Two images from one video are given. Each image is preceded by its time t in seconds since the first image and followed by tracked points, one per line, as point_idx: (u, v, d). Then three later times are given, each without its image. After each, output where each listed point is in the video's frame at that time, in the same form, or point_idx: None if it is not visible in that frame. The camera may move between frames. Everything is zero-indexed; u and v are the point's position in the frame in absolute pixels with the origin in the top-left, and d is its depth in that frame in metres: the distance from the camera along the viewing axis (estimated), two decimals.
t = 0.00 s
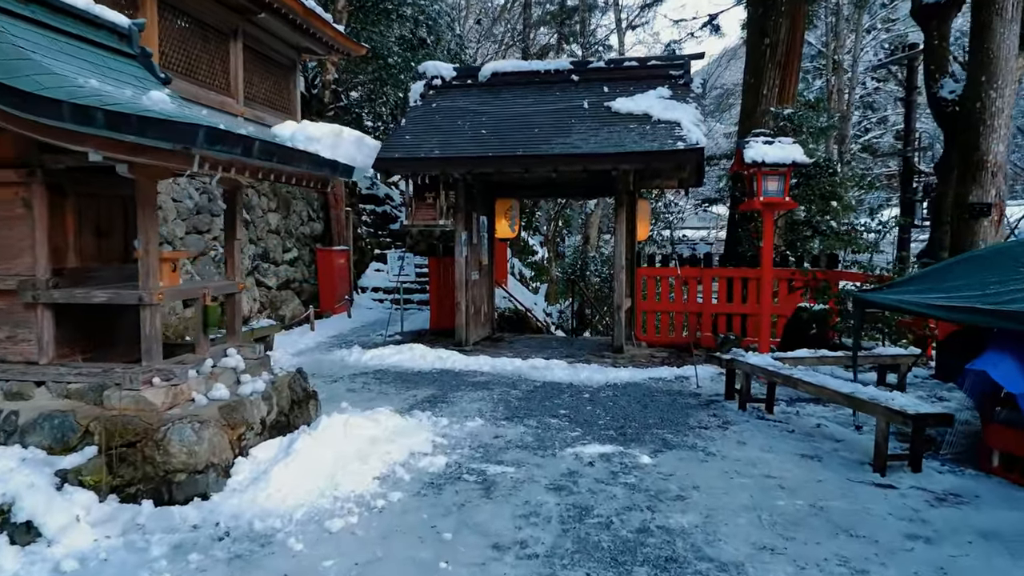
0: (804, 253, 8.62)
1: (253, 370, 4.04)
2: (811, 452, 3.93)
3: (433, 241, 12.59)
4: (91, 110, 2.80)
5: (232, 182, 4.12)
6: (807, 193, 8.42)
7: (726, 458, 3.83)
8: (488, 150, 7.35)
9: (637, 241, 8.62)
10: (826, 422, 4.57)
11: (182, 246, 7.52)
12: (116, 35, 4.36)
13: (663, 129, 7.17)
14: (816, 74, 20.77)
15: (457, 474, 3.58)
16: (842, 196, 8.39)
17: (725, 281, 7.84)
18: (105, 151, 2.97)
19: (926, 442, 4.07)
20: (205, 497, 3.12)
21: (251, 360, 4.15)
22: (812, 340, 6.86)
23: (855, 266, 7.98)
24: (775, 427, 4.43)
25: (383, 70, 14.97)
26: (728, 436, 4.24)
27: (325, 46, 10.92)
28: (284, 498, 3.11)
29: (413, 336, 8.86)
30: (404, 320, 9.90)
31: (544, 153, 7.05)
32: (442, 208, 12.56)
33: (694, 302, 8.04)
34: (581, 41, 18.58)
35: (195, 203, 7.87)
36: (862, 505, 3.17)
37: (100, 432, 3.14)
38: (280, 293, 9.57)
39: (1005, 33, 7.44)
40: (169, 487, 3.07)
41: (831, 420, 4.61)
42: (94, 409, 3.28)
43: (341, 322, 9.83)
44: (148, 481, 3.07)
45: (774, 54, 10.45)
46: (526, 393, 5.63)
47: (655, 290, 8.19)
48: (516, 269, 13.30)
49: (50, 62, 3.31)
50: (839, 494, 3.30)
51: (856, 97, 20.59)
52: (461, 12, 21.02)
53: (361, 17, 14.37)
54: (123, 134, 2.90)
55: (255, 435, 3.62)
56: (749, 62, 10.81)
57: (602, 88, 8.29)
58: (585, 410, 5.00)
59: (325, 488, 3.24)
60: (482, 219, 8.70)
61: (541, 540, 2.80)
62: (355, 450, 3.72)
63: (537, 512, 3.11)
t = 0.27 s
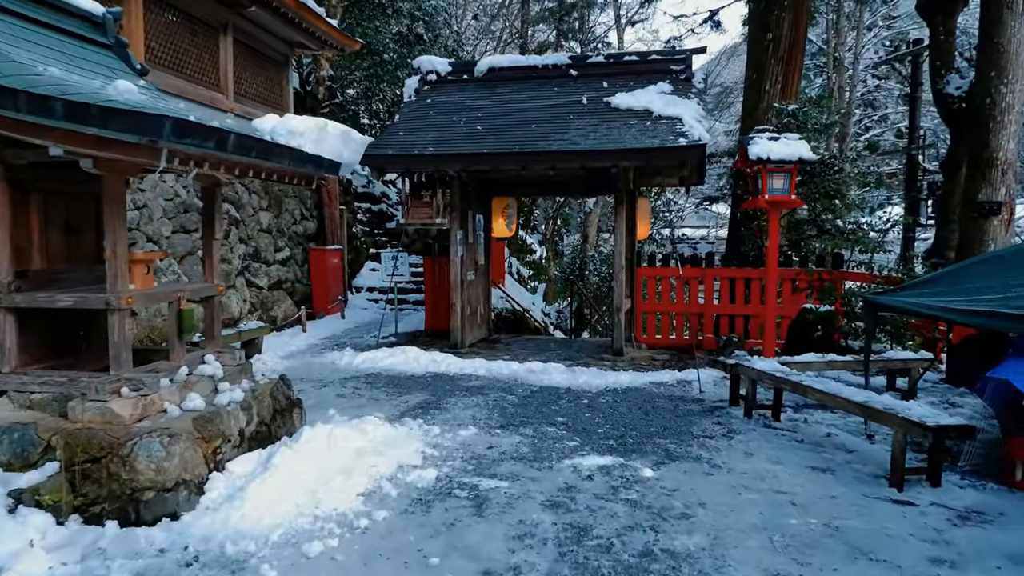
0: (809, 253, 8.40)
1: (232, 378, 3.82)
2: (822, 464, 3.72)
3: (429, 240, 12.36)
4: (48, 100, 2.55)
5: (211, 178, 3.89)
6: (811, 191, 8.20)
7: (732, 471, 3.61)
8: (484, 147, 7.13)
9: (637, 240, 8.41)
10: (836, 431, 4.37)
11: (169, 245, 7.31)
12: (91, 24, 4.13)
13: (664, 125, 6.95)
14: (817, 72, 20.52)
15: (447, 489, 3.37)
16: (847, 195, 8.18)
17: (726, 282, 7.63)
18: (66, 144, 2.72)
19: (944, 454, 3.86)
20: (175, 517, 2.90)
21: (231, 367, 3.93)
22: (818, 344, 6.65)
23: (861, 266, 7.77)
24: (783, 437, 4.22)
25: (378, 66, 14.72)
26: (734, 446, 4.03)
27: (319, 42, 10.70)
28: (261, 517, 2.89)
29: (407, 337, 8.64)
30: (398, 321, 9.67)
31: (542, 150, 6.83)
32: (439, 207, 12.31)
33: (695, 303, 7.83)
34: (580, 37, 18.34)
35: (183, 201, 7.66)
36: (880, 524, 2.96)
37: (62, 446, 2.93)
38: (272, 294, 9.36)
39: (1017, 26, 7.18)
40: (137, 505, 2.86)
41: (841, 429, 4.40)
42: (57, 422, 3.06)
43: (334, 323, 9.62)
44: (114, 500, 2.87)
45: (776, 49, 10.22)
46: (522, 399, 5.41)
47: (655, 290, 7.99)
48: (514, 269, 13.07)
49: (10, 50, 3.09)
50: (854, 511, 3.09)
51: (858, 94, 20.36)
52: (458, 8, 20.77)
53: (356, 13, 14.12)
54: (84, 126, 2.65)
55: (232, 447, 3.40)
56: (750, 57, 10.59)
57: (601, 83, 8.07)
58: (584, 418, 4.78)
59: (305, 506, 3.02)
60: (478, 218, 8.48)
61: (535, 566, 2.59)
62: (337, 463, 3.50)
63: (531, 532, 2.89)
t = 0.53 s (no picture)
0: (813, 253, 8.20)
1: (211, 388, 3.59)
2: (837, 479, 3.51)
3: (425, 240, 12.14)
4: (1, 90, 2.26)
5: (189, 176, 3.66)
6: (816, 190, 7.99)
7: (743, 487, 3.40)
8: (480, 144, 6.91)
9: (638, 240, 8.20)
10: (849, 441, 4.16)
11: (155, 246, 7.08)
12: (62, 13, 3.88)
13: (666, 121, 6.73)
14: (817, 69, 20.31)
15: (439, 508, 3.14)
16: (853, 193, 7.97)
17: (730, 282, 7.41)
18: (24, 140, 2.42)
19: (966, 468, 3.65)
20: (143, 543, 2.67)
21: (210, 376, 3.70)
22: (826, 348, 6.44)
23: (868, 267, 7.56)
24: (794, 448, 4.02)
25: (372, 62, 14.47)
26: (743, 459, 3.82)
27: (312, 37, 10.46)
28: (237, 543, 2.67)
29: (401, 340, 8.42)
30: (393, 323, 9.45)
31: (540, 147, 6.61)
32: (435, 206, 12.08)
33: (697, 304, 7.62)
34: (579, 34, 18.11)
35: (170, 200, 7.43)
36: (905, 547, 2.75)
37: (20, 465, 2.70)
38: (264, 295, 9.13)
39: None
40: (101, 529, 2.63)
41: (854, 440, 4.20)
42: (16, 438, 2.83)
43: (327, 325, 9.39)
44: (75, 525, 2.63)
45: (779, 44, 9.99)
46: (520, 406, 5.19)
47: (657, 291, 7.78)
48: (511, 269, 12.85)
49: None
50: (877, 533, 2.88)
51: (859, 92, 20.15)
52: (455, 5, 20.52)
53: (350, 8, 13.88)
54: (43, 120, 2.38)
55: (209, 463, 3.18)
56: (752, 53, 10.38)
57: (601, 79, 7.85)
58: (585, 427, 4.56)
59: (285, 530, 2.80)
60: (474, 217, 8.25)
61: None
62: (321, 480, 3.27)
63: (530, 558, 2.67)
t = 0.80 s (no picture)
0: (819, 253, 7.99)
1: (187, 398, 3.38)
2: (852, 495, 3.30)
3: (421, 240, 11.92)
4: None
5: (162, 172, 3.45)
6: (822, 189, 7.78)
7: (753, 503, 3.19)
8: (476, 141, 6.69)
9: (638, 240, 7.98)
10: (862, 453, 3.95)
11: (140, 247, 6.86)
12: None
13: (668, 118, 6.53)
14: (818, 68, 20.12)
15: (427, 529, 2.92)
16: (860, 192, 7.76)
17: (733, 284, 7.19)
18: None
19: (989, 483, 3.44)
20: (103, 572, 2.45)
21: (186, 385, 3.48)
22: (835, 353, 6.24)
23: (876, 268, 7.34)
24: (805, 460, 3.80)
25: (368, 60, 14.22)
26: (752, 472, 3.61)
27: (305, 34, 10.25)
28: (206, 570, 2.45)
29: (396, 343, 8.21)
30: (388, 326, 9.23)
31: (538, 144, 6.39)
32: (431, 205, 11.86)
33: (699, 306, 7.41)
34: (578, 32, 17.90)
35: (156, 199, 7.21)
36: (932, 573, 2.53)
37: None
38: (255, 297, 8.91)
39: None
40: (58, 556, 2.41)
41: (867, 451, 3.99)
42: None
43: (320, 327, 9.16)
44: (30, 552, 2.40)
45: (782, 41, 9.77)
46: (516, 414, 4.97)
47: (657, 292, 7.58)
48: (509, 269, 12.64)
49: None
50: (900, 556, 2.67)
51: (861, 91, 19.95)
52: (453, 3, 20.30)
53: (345, 5, 13.65)
54: None
55: (180, 480, 2.96)
56: (755, 50, 10.16)
57: (601, 75, 7.64)
58: (584, 437, 4.34)
59: (259, 555, 2.58)
60: (470, 216, 8.03)
61: None
62: (302, 498, 3.05)
63: None
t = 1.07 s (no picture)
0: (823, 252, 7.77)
1: (156, 410, 3.16)
2: (869, 513, 3.09)
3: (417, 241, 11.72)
4: None
5: (129, 168, 3.22)
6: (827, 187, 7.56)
7: (763, 523, 2.97)
8: (470, 137, 6.47)
9: (638, 240, 7.76)
10: (875, 465, 3.74)
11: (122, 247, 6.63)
12: None
13: (669, 114, 6.31)
14: (818, 66, 19.90)
15: (411, 554, 2.69)
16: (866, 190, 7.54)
17: (735, 285, 6.98)
18: None
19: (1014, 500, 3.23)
20: None
21: (155, 396, 3.25)
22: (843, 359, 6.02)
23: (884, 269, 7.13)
24: (816, 474, 3.59)
25: (361, 56, 13.97)
26: (760, 487, 3.39)
27: (297, 28, 10.02)
28: None
29: (388, 346, 7.98)
30: (381, 328, 9.01)
31: (534, 141, 6.17)
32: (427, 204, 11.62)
33: (700, 308, 7.19)
34: (576, 29, 17.65)
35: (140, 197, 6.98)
36: None
37: None
38: (244, 298, 8.67)
39: None
40: None
41: (881, 464, 3.78)
42: None
43: (311, 329, 8.93)
44: None
45: (784, 36, 9.54)
46: (511, 422, 4.74)
47: (657, 293, 7.36)
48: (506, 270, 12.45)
49: None
50: None
51: (862, 89, 19.75)
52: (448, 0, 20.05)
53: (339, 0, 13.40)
54: None
55: (146, 501, 2.74)
56: (756, 45, 9.94)
57: (599, 70, 7.41)
58: (582, 447, 4.12)
59: None
60: (465, 216, 7.80)
61: None
62: (278, 519, 2.83)
63: None
